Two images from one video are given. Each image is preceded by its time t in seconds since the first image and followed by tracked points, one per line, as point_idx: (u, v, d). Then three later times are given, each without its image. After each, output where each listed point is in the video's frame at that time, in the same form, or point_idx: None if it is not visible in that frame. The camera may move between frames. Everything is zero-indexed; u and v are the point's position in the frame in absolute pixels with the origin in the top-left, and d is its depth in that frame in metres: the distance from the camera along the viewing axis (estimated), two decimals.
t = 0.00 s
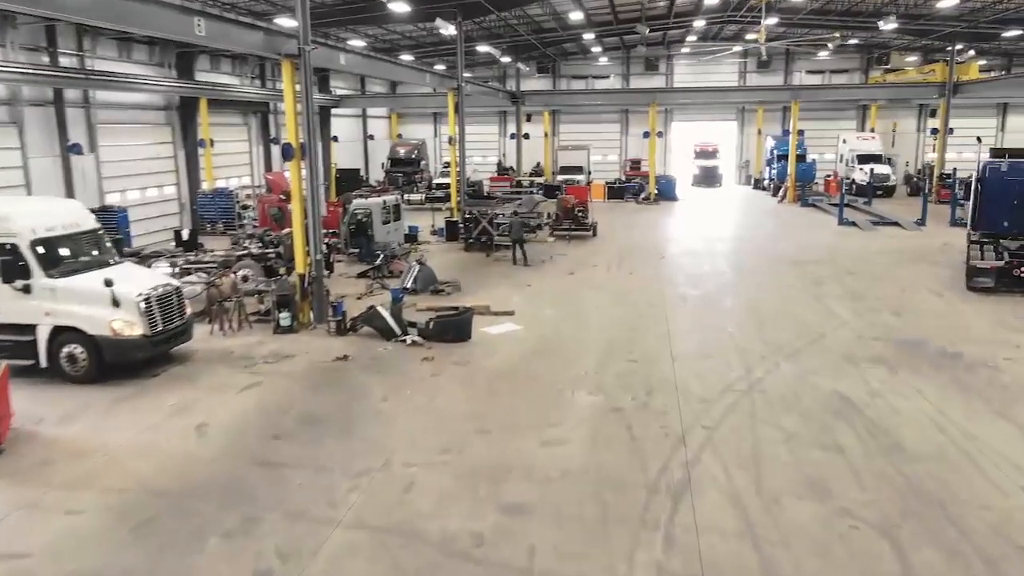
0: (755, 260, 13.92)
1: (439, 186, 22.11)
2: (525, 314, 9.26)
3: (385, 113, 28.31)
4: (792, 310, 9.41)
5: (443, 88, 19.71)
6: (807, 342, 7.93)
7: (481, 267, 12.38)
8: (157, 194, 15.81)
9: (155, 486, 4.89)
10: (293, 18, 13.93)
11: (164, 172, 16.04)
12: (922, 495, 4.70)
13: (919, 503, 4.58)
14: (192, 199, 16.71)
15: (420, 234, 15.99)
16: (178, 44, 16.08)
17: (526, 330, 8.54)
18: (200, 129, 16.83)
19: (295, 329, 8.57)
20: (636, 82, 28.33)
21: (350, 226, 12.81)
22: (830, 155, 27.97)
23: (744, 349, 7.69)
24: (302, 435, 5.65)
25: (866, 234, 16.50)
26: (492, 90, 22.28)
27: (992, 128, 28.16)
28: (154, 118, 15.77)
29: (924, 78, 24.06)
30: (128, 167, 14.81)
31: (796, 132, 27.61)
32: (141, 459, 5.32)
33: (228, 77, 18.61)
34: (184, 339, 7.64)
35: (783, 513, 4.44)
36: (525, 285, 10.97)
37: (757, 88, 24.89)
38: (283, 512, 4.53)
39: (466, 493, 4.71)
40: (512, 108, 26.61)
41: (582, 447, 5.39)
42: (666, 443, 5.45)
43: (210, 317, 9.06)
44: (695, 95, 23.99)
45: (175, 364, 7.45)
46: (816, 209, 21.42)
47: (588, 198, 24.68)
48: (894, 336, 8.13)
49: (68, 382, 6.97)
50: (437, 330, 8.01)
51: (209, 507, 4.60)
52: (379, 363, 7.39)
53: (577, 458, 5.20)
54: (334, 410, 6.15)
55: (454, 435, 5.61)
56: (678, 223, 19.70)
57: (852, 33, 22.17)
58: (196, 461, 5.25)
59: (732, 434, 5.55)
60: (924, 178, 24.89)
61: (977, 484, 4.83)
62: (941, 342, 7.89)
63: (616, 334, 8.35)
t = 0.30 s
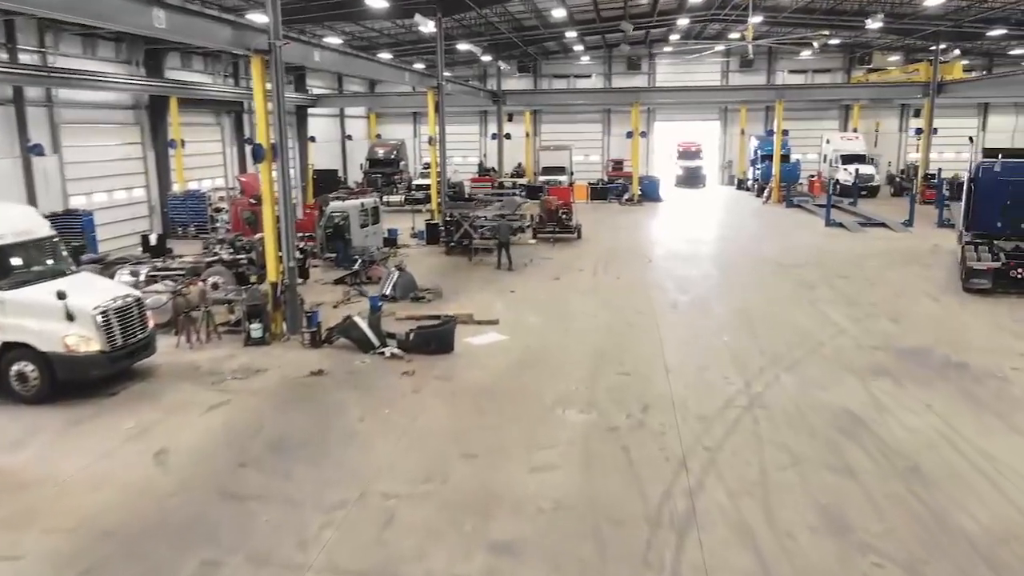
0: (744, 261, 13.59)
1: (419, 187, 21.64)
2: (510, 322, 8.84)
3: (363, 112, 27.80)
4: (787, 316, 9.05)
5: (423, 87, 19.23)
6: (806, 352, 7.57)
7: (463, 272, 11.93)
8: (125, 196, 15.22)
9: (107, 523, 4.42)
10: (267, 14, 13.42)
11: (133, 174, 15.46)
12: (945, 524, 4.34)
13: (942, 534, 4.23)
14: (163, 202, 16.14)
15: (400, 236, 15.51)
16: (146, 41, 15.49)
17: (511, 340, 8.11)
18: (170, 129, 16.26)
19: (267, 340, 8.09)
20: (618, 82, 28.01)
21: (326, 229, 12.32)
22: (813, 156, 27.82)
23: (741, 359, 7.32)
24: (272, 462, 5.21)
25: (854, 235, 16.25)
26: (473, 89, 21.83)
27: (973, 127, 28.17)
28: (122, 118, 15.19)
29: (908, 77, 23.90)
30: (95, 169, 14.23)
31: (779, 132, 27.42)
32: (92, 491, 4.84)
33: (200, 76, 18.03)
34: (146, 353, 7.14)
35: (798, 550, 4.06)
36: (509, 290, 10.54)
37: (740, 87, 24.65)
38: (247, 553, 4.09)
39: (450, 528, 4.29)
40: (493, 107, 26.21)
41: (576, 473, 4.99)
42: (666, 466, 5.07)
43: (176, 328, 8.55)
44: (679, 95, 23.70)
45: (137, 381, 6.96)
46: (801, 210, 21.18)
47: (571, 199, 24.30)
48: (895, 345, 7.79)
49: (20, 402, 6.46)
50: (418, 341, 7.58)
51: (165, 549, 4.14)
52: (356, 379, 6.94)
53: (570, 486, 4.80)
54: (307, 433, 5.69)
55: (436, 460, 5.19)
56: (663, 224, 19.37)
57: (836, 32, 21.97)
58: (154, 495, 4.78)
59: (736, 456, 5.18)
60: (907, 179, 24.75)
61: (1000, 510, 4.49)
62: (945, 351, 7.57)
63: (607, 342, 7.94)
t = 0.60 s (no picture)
0: (738, 265, 13.23)
1: (403, 188, 21.16)
2: (499, 331, 8.42)
3: (345, 112, 27.30)
4: (787, 324, 8.68)
5: (407, 86, 18.75)
6: (810, 364, 7.20)
7: (448, 277, 11.47)
8: (97, 198, 14.66)
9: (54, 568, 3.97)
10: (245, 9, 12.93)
11: (105, 175, 14.92)
12: (980, 561, 3.97)
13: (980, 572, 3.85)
14: (137, 204, 15.61)
15: (383, 240, 15.03)
16: (118, 37, 14.93)
17: (500, 351, 7.68)
18: (144, 129, 15.72)
19: (241, 353, 7.62)
20: (605, 81, 27.68)
21: (307, 232, 11.86)
22: (801, 156, 27.59)
23: (745, 371, 6.94)
24: (243, 493, 4.75)
25: (847, 236, 15.96)
26: (458, 87, 21.38)
27: (960, 127, 28.09)
28: (94, 117, 14.65)
29: (898, 77, 23.66)
30: (64, 170, 13.67)
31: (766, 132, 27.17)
32: (41, 530, 4.37)
33: (175, 74, 17.48)
34: (112, 368, 6.67)
35: None
36: (496, 297, 10.10)
37: (728, 87, 24.35)
38: None
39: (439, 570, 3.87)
40: (479, 107, 25.79)
41: (576, 503, 4.58)
42: (673, 495, 4.67)
43: (145, 340, 8.05)
44: (667, 94, 23.38)
45: (100, 399, 6.48)
46: (791, 211, 20.91)
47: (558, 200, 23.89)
48: (902, 356, 7.44)
49: None
50: (402, 354, 7.14)
51: None
52: (335, 396, 6.49)
53: (570, 519, 4.39)
54: (281, 459, 5.24)
55: (423, 489, 4.75)
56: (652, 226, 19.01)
57: (825, 32, 21.74)
58: (111, 534, 4.31)
59: (748, 483, 4.79)
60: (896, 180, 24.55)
61: None
62: (956, 363, 7.23)
63: (601, 353, 7.53)
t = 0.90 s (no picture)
0: (734, 268, 12.87)
1: (388, 190, 20.67)
2: (489, 342, 8.00)
3: (329, 112, 26.81)
4: (791, 332, 8.30)
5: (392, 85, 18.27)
6: (819, 377, 6.82)
7: (435, 283, 11.02)
8: (69, 201, 14.11)
9: None
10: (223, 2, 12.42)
11: (78, 177, 14.37)
12: None
13: None
14: (111, 207, 15.07)
15: (368, 243, 14.55)
16: (90, 34, 14.38)
17: (491, 364, 7.26)
18: (119, 129, 15.17)
19: (215, 368, 7.15)
20: (593, 80, 27.30)
21: (287, 237, 11.35)
22: (791, 156, 27.33)
23: (751, 386, 6.55)
24: (212, 531, 4.31)
25: (842, 238, 15.64)
26: (444, 87, 20.93)
27: (950, 127, 27.92)
28: (66, 117, 14.10)
29: (890, 76, 23.40)
30: (34, 171, 13.12)
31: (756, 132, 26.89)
32: None
33: (151, 72, 16.93)
34: (75, 387, 6.20)
35: None
36: (485, 304, 9.67)
37: (718, 86, 24.00)
38: None
39: None
40: (465, 106, 25.33)
41: (580, 540, 4.17)
42: (684, 529, 4.27)
43: (113, 353, 7.58)
44: (656, 94, 23.02)
45: (61, 421, 6.00)
46: (783, 212, 20.60)
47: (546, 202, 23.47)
48: (914, 368, 7.08)
49: None
50: (386, 369, 6.70)
51: None
52: (315, 416, 6.05)
53: (574, 559, 3.99)
54: (255, 490, 4.80)
55: (411, 525, 4.33)
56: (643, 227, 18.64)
57: (817, 31, 21.47)
58: None
59: (765, 515, 4.41)
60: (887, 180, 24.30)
61: None
62: (971, 375, 6.89)
63: (598, 366, 7.13)
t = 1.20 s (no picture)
0: (727, 271, 12.51)
1: (371, 191, 20.18)
2: (477, 355, 7.56)
3: (311, 111, 26.31)
4: (794, 341, 7.93)
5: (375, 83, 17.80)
6: (828, 391, 6.46)
7: (420, 289, 10.57)
8: (38, 204, 13.54)
9: None
10: None
11: (48, 178, 13.81)
12: None
13: None
14: (83, 210, 14.51)
15: (350, 247, 14.06)
16: (60, 30, 13.83)
17: (481, 379, 6.84)
18: (92, 129, 14.62)
19: (185, 385, 6.69)
20: (580, 79, 26.92)
21: (265, 242, 11.05)
22: (780, 156, 27.07)
23: (758, 402, 6.16)
24: None
25: (836, 240, 15.33)
26: (430, 86, 20.49)
27: (938, 127, 27.78)
28: (36, 116, 13.53)
29: (880, 75, 23.15)
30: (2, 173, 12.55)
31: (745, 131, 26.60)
32: None
33: (125, 69, 16.36)
34: (32, 407, 5.70)
35: None
36: (473, 312, 9.24)
37: (707, 85, 23.65)
38: None
39: None
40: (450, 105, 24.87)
41: None
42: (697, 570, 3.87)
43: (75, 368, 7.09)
44: (645, 93, 22.67)
45: (14, 447, 5.51)
46: (774, 213, 20.29)
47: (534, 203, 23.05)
48: (925, 381, 6.73)
49: None
50: (369, 386, 6.26)
51: None
52: (292, 439, 5.60)
53: None
54: (223, 528, 4.36)
55: (395, 568, 3.91)
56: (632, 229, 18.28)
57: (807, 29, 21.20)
58: None
59: (785, 551, 4.02)
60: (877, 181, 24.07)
61: None
62: (985, 388, 6.55)
63: (595, 379, 6.72)
